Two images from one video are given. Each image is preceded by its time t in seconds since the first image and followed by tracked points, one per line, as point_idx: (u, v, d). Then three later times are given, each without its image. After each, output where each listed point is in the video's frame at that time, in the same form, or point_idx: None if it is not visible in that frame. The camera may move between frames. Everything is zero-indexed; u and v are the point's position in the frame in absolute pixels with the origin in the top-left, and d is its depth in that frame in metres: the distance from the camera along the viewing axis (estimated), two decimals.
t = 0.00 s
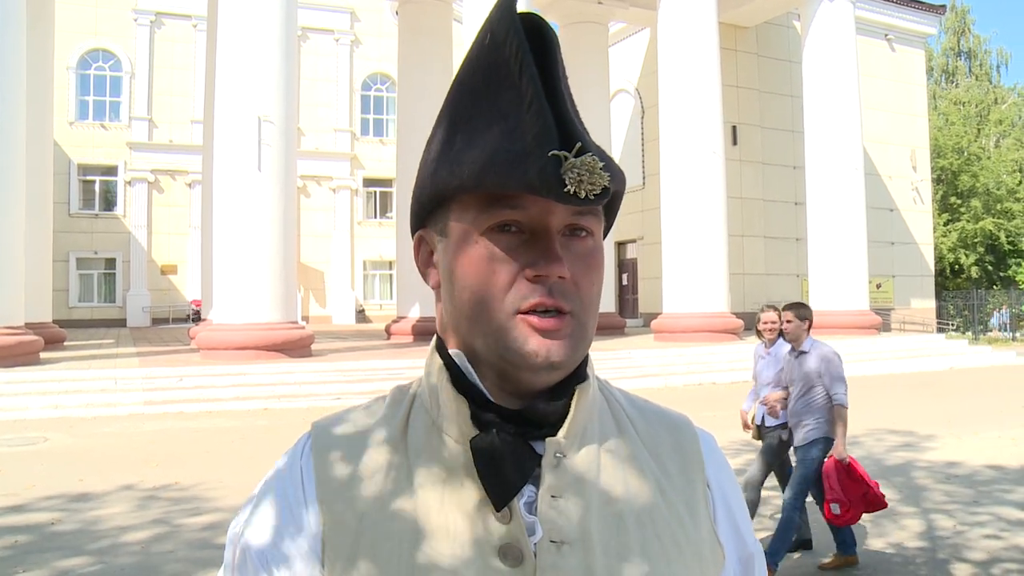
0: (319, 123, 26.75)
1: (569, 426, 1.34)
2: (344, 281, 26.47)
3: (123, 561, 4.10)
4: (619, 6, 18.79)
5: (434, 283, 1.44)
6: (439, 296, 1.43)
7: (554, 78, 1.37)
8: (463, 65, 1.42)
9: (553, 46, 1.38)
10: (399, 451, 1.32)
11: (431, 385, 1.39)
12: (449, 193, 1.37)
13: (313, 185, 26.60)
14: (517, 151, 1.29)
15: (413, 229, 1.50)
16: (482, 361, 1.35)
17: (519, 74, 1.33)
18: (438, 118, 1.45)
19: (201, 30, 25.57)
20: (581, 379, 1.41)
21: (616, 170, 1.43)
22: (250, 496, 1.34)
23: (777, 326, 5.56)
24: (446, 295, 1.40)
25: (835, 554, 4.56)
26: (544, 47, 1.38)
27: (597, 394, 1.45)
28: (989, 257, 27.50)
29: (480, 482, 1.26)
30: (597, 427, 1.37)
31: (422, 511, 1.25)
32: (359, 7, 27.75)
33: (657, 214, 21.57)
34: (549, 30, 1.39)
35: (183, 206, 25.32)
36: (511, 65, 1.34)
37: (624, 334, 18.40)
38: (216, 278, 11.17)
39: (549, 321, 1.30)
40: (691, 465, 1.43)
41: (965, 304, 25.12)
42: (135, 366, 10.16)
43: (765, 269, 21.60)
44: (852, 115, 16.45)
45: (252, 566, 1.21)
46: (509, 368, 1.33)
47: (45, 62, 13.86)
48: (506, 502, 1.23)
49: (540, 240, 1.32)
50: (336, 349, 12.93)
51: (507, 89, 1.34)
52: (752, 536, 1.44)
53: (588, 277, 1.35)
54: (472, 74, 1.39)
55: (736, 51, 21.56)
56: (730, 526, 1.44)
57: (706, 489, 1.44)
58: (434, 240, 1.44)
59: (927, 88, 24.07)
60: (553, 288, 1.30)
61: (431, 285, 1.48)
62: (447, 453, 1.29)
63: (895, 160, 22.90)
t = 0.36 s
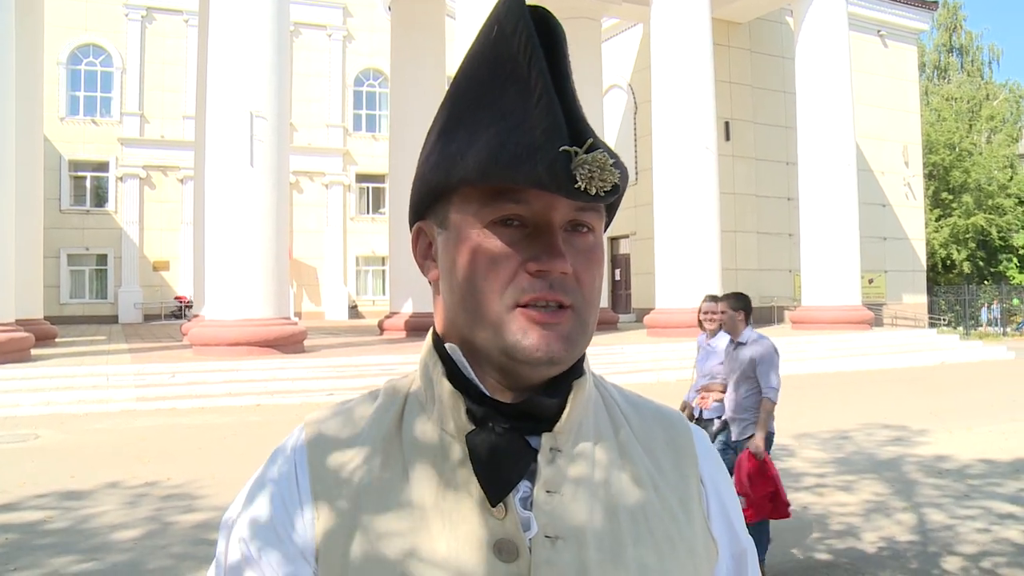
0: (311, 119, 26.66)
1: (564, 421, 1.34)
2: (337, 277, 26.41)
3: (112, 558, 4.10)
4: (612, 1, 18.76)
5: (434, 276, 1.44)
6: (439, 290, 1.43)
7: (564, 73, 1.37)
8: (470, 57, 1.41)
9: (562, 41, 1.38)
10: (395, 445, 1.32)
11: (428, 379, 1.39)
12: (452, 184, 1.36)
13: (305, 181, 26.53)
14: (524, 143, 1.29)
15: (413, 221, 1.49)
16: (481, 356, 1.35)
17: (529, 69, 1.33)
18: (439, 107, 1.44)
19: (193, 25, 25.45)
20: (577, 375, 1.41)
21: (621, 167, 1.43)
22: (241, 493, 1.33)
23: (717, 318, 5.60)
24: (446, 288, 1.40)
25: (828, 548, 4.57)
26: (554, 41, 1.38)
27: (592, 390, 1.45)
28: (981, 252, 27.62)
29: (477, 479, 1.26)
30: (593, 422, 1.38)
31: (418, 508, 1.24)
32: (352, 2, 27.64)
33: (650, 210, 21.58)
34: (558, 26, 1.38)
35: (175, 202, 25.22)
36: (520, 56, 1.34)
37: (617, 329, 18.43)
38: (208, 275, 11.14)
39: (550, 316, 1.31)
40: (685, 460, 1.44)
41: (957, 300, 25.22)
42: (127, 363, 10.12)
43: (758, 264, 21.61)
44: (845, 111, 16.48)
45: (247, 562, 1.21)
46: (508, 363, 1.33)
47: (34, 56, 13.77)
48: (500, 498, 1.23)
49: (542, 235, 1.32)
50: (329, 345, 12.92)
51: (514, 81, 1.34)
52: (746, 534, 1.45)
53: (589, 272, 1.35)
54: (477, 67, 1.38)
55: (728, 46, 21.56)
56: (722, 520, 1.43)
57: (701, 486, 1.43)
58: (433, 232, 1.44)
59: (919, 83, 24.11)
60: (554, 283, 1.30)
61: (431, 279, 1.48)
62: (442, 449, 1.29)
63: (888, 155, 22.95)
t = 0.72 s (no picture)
0: (305, 116, 26.64)
1: (553, 420, 1.34)
2: (331, 275, 26.42)
3: (103, 557, 4.09)
4: None
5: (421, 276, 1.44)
6: (425, 290, 1.43)
7: (545, 70, 1.36)
8: (451, 57, 1.41)
9: (542, 39, 1.38)
10: (385, 446, 1.32)
11: (417, 379, 1.38)
12: (435, 184, 1.36)
13: (299, 178, 26.52)
14: (505, 142, 1.28)
15: (398, 221, 1.49)
16: (466, 356, 1.35)
17: (508, 66, 1.32)
18: (422, 106, 1.44)
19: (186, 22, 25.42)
20: (567, 373, 1.41)
21: (605, 165, 1.42)
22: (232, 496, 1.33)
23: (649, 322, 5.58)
24: (432, 288, 1.40)
25: (820, 546, 4.57)
26: (534, 39, 1.37)
27: (583, 388, 1.45)
28: (974, 249, 27.68)
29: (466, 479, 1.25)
30: (582, 422, 1.37)
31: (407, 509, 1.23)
32: None
33: (644, 207, 21.61)
34: (538, 24, 1.38)
35: (169, 200, 25.19)
36: (499, 55, 1.34)
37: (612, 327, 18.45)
38: (202, 273, 11.13)
39: (535, 314, 1.30)
40: (674, 457, 1.43)
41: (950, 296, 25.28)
42: (121, 361, 10.11)
43: (752, 262, 21.63)
44: (838, 108, 16.51)
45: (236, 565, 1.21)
46: (494, 363, 1.32)
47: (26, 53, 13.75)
48: (490, 498, 1.23)
49: (527, 234, 1.32)
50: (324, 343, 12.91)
51: (496, 79, 1.34)
52: (738, 530, 1.44)
53: (574, 270, 1.35)
54: (459, 66, 1.38)
55: (722, 43, 21.57)
56: (715, 517, 1.43)
57: (692, 483, 1.43)
58: (420, 232, 1.44)
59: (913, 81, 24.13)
60: (540, 281, 1.29)
61: (417, 279, 1.47)
62: (429, 449, 1.29)
63: (881, 153, 22.98)
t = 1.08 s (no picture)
0: (303, 116, 26.63)
1: (554, 420, 1.34)
2: (329, 275, 26.44)
3: (97, 560, 4.08)
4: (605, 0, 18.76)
5: (425, 273, 1.44)
6: (429, 288, 1.43)
7: (552, 70, 1.38)
8: (459, 55, 1.41)
9: (549, 39, 1.39)
10: (386, 445, 1.31)
11: (416, 378, 1.38)
12: (443, 181, 1.36)
13: (297, 179, 26.52)
14: (514, 138, 1.28)
15: (403, 219, 1.49)
16: (471, 350, 1.35)
17: (516, 65, 1.33)
18: (430, 105, 1.44)
19: (185, 22, 25.41)
20: (565, 373, 1.41)
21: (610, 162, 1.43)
22: (232, 492, 1.33)
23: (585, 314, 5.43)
24: (435, 286, 1.40)
25: (817, 548, 4.58)
26: (541, 38, 1.38)
27: (581, 388, 1.44)
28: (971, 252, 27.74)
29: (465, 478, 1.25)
30: (581, 422, 1.37)
31: (402, 508, 1.23)
32: None
33: (642, 208, 21.62)
34: (545, 25, 1.39)
35: (167, 200, 25.19)
36: (508, 52, 1.33)
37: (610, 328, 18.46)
38: (199, 273, 11.12)
39: (539, 312, 1.30)
40: (672, 457, 1.44)
41: (947, 299, 25.34)
42: (118, 361, 10.10)
43: (750, 263, 21.66)
44: (837, 110, 16.52)
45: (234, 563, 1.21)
46: (497, 360, 1.32)
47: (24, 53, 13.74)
48: (490, 496, 1.23)
49: (532, 231, 1.32)
50: (321, 344, 12.90)
51: (505, 77, 1.34)
52: (734, 532, 1.45)
53: (576, 269, 1.35)
54: (466, 65, 1.38)
55: (720, 45, 21.59)
56: (712, 521, 1.44)
57: (689, 484, 1.43)
58: (425, 229, 1.44)
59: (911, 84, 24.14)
60: (544, 278, 1.30)
61: (420, 276, 1.48)
62: (430, 447, 1.28)
63: (879, 155, 23.02)
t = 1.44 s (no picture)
0: (299, 116, 26.62)
1: (553, 416, 1.34)
2: (325, 275, 26.42)
3: (91, 561, 4.07)
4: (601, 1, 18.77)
5: (425, 273, 1.44)
6: (428, 288, 1.43)
7: (555, 71, 1.37)
8: (464, 56, 1.40)
9: (552, 42, 1.39)
10: (384, 440, 1.31)
11: (413, 376, 1.38)
12: (445, 181, 1.36)
13: (293, 178, 26.50)
14: (518, 138, 1.28)
15: (404, 219, 1.49)
16: (470, 350, 1.35)
17: (519, 66, 1.32)
18: (434, 106, 1.43)
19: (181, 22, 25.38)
20: (563, 371, 1.41)
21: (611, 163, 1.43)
22: (228, 488, 1.32)
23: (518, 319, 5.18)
24: (435, 286, 1.40)
25: (813, 548, 4.59)
26: (545, 41, 1.38)
27: (579, 387, 1.44)
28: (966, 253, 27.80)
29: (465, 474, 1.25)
30: (579, 420, 1.37)
31: (402, 504, 1.23)
32: None
33: (638, 209, 21.63)
34: (549, 28, 1.39)
35: (162, 200, 25.16)
36: (512, 54, 1.33)
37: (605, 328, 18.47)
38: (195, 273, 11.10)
39: (539, 312, 1.30)
40: (670, 454, 1.44)
41: (942, 300, 25.39)
42: (113, 361, 10.07)
43: (745, 264, 21.70)
44: (832, 111, 16.55)
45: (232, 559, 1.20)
46: (497, 360, 1.32)
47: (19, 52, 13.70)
48: (490, 491, 1.23)
49: (533, 231, 1.32)
50: (317, 344, 12.88)
51: (509, 79, 1.33)
52: (731, 529, 1.45)
53: (576, 270, 1.36)
54: (470, 68, 1.38)
55: (716, 46, 21.63)
56: (711, 516, 1.44)
57: (687, 481, 1.43)
58: (425, 229, 1.44)
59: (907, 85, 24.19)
60: (544, 278, 1.30)
61: (420, 276, 1.48)
62: (429, 443, 1.29)
63: (875, 156, 23.08)
